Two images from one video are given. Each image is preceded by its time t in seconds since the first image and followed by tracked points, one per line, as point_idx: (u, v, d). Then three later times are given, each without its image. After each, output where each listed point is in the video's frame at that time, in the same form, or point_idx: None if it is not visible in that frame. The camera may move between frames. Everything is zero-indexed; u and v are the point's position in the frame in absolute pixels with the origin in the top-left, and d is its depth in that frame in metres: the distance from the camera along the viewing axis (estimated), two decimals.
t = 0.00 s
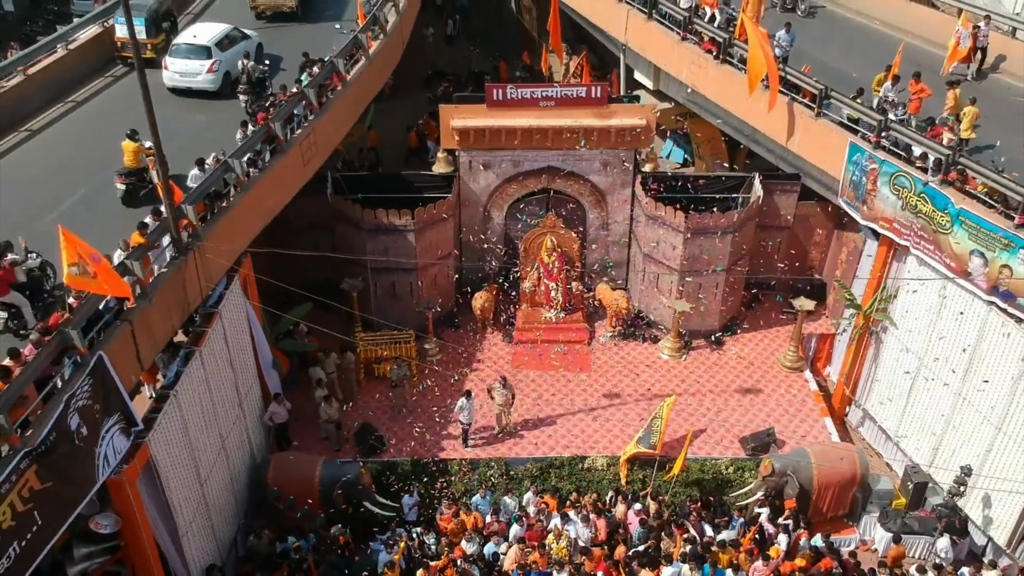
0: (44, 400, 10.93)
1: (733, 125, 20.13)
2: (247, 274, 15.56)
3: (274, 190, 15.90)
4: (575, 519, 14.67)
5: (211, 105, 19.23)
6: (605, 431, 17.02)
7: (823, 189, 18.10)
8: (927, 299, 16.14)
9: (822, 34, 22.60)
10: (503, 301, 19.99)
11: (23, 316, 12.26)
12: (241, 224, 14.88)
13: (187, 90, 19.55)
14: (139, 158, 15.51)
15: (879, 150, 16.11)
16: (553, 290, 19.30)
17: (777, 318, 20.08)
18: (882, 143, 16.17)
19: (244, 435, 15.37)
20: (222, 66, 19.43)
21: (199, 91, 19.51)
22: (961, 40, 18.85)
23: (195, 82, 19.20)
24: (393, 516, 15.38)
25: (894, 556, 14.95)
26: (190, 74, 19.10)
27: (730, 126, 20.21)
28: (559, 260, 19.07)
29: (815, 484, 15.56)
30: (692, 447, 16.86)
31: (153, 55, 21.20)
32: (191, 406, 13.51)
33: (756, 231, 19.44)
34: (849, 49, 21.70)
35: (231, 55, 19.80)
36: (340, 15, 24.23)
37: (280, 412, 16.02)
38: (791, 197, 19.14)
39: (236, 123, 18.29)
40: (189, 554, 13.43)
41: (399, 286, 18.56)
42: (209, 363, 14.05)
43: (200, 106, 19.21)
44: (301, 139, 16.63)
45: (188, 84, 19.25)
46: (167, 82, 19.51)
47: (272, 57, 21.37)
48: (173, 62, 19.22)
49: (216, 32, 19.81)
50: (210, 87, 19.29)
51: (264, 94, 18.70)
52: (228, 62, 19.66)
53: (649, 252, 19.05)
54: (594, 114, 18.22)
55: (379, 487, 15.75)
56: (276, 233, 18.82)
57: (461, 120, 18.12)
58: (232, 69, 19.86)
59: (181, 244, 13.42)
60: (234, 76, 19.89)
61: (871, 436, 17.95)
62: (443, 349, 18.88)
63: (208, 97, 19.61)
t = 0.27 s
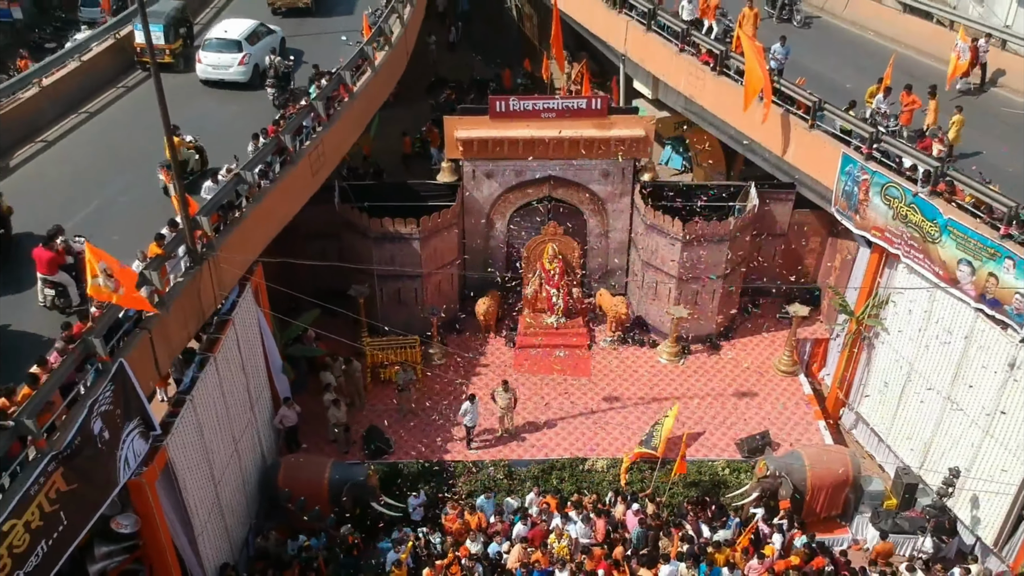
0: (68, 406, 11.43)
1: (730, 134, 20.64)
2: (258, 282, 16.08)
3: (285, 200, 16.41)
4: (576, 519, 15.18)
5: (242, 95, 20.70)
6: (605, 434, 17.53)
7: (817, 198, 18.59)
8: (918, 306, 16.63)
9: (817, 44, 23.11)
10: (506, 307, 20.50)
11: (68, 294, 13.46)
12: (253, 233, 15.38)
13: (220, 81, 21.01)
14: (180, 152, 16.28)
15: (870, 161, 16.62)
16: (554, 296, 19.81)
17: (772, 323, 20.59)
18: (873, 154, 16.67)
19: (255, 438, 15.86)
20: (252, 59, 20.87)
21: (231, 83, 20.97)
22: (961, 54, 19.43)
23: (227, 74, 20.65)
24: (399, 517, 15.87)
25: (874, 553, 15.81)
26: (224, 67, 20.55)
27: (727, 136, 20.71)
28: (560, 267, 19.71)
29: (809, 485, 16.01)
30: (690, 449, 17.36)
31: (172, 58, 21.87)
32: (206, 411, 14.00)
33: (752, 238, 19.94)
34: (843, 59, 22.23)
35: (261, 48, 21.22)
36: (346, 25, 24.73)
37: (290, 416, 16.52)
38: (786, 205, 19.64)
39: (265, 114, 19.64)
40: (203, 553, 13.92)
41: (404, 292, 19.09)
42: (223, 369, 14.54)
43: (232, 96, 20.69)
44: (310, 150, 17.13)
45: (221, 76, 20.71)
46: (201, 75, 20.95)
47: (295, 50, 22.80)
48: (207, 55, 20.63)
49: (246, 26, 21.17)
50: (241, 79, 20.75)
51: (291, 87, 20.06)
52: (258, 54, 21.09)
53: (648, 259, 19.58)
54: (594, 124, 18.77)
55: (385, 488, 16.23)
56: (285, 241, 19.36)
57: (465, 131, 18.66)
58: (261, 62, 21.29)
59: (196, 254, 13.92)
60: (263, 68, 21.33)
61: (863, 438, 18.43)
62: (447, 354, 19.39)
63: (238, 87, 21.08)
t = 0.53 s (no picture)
0: (88, 409, 11.86)
1: (727, 142, 21.07)
2: (267, 289, 16.52)
3: (293, 208, 16.87)
4: (577, 519, 15.62)
5: (266, 88, 22.18)
6: (605, 436, 17.98)
7: (813, 206, 19.03)
8: (910, 311, 17.07)
9: (813, 53, 23.55)
10: (508, 311, 20.96)
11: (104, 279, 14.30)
12: (263, 241, 15.83)
13: (242, 74, 22.41)
14: (213, 146, 17.61)
15: (863, 171, 17.07)
16: (555, 301, 20.26)
17: (769, 327, 21.04)
18: (866, 163, 17.12)
19: (264, 441, 16.30)
20: (274, 53, 22.33)
21: (254, 75, 22.43)
22: (960, 69, 19.82)
23: (251, 67, 22.07)
24: (404, 517, 16.30)
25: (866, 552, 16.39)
26: (247, 61, 21.98)
27: (724, 143, 21.15)
28: (561, 272, 20.10)
29: (804, 487, 16.45)
30: (687, 451, 17.81)
31: (186, 63, 22.64)
32: (218, 414, 14.45)
33: (749, 244, 20.39)
34: (838, 68, 22.68)
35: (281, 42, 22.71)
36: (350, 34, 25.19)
37: (298, 419, 16.96)
38: (782, 212, 20.09)
39: (287, 106, 21.19)
40: (216, 552, 14.35)
41: (408, 297, 19.55)
42: (234, 373, 14.99)
43: (255, 88, 22.18)
44: (318, 159, 17.59)
45: (245, 69, 22.11)
46: (224, 68, 22.34)
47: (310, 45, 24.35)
48: (232, 50, 22.07)
49: (267, 21, 22.59)
50: (264, 72, 22.18)
51: (310, 80, 21.57)
52: (279, 48, 22.50)
53: (647, 265, 20.04)
54: (594, 133, 19.21)
55: (391, 489, 16.67)
56: (292, 247, 19.82)
57: (468, 140, 19.14)
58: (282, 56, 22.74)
59: (209, 261, 14.37)
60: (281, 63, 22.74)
61: (857, 440, 18.86)
62: (451, 357, 19.84)
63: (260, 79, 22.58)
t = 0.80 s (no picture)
0: (108, 413, 12.34)
1: (723, 150, 21.56)
2: (277, 295, 17.03)
3: (302, 217, 17.37)
4: (578, 519, 16.11)
5: (287, 79, 23.82)
6: (604, 438, 18.48)
7: (807, 214, 19.51)
8: (902, 317, 17.55)
9: (808, 62, 24.07)
10: (510, 316, 21.47)
11: (143, 262, 14.99)
12: (273, 249, 16.33)
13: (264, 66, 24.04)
14: (246, 140, 18.46)
15: (856, 180, 17.57)
16: (556, 306, 20.77)
17: (765, 331, 21.56)
18: (858, 173, 17.62)
19: (273, 443, 16.79)
20: (295, 46, 24.01)
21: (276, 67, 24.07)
22: (960, 82, 20.24)
23: (275, 59, 23.70)
24: (410, 517, 16.77)
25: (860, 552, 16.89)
26: (271, 52, 23.62)
27: (721, 151, 21.63)
28: (562, 276, 20.74)
29: (798, 487, 16.96)
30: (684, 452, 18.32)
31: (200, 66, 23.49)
32: (230, 417, 14.94)
33: (745, 251, 20.89)
34: (833, 77, 23.19)
35: (302, 36, 24.30)
36: (355, 43, 25.72)
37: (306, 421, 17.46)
38: (778, 219, 20.59)
39: (306, 99, 22.47)
40: (228, 551, 14.83)
41: (413, 302, 20.08)
42: (245, 378, 15.48)
43: (278, 78, 23.77)
44: (325, 168, 18.09)
45: (269, 62, 23.75)
46: (250, 61, 23.97)
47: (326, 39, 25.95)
48: (256, 43, 23.67)
49: (288, 16, 24.32)
50: (287, 64, 23.83)
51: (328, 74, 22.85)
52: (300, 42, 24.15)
53: (645, 271, 20.56)
54: (594, 143, 19.75)
55: (397, 490, 17.13)
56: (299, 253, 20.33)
57: (472, 149, 19.67)
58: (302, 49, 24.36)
59: (222, 269, 14.87)
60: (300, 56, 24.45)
61: (851, 442, 19.33)
62: (454, 361, 20.36)
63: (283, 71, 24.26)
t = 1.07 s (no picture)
0: (129, 417, 12.90)
1: (720, 158, 22.11)
2: (288, 302, 17.58)
3: (311, 226, 17.92)
4: (579, 519, 16.67)
5: (308, 69, 25.68)
6: (604, 440, 19.04)
7: (801, 222, 20.06)
8: (892, 323, 18.10)
9: (804, 72, 24.62)
10: (513, 321, 22.04)
11: (183, 247, 16.84)
12: (284, 258, 16.88)
13: (285, 57, 25.86)
14: (279, 136, 19.75)
15: (848, 190, 18.13)
16: (557, 311, 21.35)
17: (760, 336, 22.12)
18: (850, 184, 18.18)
19: (284, 445, 17.33)
20: (315, 40, 25.86)
21: (297, 58, 25.90)
22: (955, 98, 20.69)
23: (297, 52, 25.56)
24: (416, 517, 17.33)
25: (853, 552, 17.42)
26: (294, 45, 25.51)
27: (718, 160, 22.19)
28: (563, 283, 21.27)
29: (791, 488, 17.53)
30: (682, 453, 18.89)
31: (215, 70, 24.52)
32: (243, 421, 15.49)
33: (741, 258, 21.45)
34: (828, 87, 23.75)
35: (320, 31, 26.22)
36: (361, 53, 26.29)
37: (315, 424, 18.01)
38: (773, 227, 21.15)
39: (313, 107, 23.09)
40: (241, 549, 15.38)
41: (418, 308, 20.65)
42: (257, 383, 16.03)
43: (299, 69, 25.65)
44: (333, 178, 18.64)
45: (290, 54, 25.59)
46: (272, 54, 25.79)
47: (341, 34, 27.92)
48: (279, 37, 25.54)
49: (307, 13, 26.19)
50: (308, 56, 25.70)
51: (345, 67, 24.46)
52: (319, 36, 26.06)
53: (644, 277, 21.13)
54: (594, 153, 20.33)
55: (403, 490, 17.68)
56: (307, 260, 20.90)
57: (476, 160, 20.24)
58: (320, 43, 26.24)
59: (236, 278, 15.42)
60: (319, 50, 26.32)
61: (844, 444, 19.88)
62: (458, 365, 20.92)
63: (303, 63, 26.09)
